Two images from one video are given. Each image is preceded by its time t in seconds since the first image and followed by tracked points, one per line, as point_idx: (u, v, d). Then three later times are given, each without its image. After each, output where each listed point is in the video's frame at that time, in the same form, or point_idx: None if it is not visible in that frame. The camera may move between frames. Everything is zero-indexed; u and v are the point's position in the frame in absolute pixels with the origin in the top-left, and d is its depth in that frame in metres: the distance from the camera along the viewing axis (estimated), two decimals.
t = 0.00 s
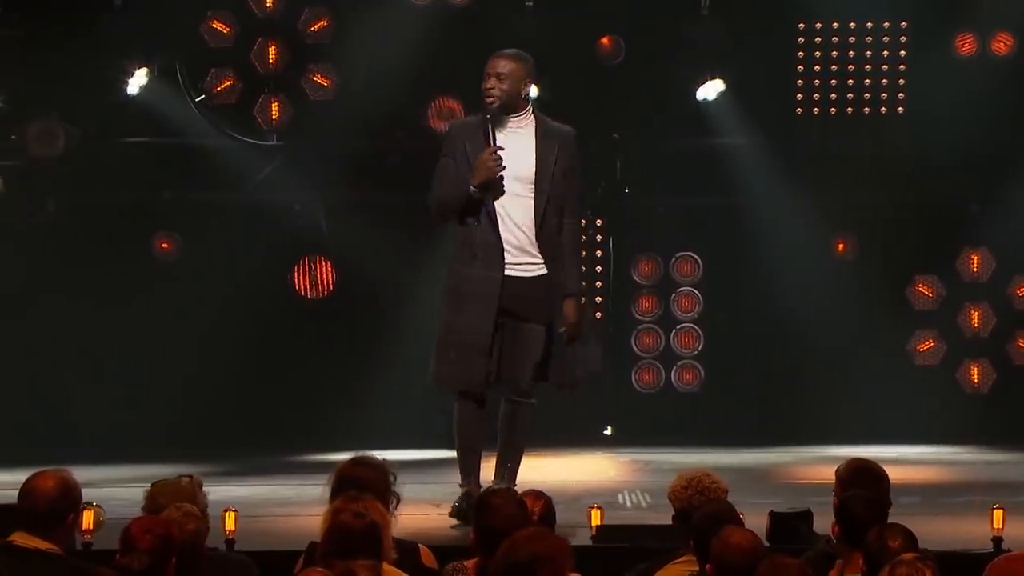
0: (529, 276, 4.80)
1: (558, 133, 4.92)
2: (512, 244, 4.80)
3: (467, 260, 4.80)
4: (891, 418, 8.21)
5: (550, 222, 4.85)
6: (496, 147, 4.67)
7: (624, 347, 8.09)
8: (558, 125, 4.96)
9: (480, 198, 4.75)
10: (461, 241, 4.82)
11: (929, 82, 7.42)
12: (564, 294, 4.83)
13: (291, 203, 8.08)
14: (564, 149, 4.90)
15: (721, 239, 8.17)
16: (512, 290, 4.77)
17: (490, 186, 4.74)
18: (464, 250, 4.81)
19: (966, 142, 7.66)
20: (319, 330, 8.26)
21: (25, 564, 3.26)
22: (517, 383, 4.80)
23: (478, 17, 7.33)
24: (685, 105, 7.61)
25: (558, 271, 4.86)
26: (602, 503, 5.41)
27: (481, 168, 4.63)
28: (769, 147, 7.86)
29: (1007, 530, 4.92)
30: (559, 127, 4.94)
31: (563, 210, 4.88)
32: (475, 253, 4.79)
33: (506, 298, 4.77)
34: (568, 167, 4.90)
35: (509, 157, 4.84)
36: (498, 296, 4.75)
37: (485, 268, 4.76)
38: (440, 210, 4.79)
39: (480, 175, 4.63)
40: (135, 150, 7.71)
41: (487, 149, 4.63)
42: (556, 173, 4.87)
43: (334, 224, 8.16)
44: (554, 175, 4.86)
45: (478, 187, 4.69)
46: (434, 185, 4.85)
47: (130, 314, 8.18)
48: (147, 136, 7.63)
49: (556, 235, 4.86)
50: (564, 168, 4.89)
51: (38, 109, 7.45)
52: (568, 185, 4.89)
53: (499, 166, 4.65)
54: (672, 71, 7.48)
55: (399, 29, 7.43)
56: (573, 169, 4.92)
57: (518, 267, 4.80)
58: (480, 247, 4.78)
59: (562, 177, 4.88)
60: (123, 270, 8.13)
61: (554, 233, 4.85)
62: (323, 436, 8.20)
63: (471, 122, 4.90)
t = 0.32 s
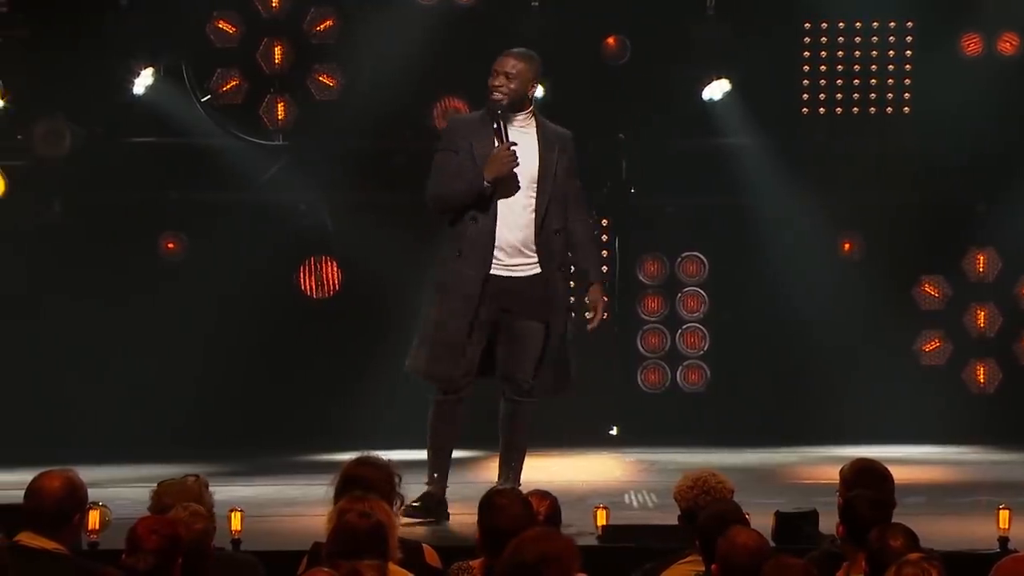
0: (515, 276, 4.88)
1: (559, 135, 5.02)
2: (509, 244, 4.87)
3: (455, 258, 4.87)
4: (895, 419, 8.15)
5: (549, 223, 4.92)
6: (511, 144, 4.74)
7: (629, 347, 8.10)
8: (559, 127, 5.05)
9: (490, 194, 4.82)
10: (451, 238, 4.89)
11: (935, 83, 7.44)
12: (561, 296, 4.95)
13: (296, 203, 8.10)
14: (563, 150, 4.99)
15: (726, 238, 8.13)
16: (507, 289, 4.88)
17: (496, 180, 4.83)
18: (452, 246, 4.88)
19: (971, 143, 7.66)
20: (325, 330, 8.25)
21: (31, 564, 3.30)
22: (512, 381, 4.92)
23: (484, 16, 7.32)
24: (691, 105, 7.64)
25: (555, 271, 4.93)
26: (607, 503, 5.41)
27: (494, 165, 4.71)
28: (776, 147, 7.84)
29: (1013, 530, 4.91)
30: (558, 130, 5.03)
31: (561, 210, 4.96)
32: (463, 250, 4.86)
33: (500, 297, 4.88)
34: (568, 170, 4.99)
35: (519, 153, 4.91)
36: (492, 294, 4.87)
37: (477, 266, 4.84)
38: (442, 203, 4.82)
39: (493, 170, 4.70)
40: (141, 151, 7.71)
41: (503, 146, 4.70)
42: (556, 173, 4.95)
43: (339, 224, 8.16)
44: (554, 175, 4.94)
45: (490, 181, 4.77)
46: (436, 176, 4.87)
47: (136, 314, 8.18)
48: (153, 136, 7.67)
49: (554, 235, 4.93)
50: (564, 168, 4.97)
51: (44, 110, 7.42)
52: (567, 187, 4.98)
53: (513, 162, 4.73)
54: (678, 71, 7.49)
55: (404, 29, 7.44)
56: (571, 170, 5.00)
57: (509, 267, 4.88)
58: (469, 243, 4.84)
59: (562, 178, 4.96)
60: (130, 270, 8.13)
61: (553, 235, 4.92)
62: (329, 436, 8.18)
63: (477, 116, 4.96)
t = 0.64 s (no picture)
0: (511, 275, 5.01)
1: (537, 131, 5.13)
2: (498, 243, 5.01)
3: (458, 262, 4.99)
4: (903, 419, 8.12)
5: (536, 218, 5.03)
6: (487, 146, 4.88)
7: (638, 348, 8.08)
8: (538, 124, 5.17)
9: (473, 196, 4.94)
10: (449, 241, 5.02)
11: (943, 83, 7.52)
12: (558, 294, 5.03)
13: (303, 203, 8.07)
14: (542, 148, 5.11)
15: (735, 238, 8.10)
16: (504, 293, 5.00)
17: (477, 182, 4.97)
18: (453, 250, 5.00)
19: (976, 143, 7.71)
20: (332, 330, 8.23)
21: (39, 564, 3.31)
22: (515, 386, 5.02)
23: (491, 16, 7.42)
24: (697, 105, 7.66)
25: (547, 267, 5.03)
26: (615, 503, 5.40)
27: (473, 167, 4.84)
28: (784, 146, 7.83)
29: (1021, 530, 4.91)
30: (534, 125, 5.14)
31: (546, 206, 5.06)
32: (463, 254, 4.99)
33: (497, 300, 4.99)
34: (551, 164, 5.12)
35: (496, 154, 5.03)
36: (491, 298, 4.97)
37: (479, 267, 4.98)
38: (430, 209, 4.98)
39: (472, 172, 4.83)
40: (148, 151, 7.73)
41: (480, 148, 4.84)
42: (537, 170, 5.07)
43: (346, 225, 8.13)
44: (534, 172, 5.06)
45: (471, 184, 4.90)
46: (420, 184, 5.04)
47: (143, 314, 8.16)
48: (159, 136, 7.71)
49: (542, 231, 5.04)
50: (546, 164, 5.10)
51: (52, 110, 7.40)
52: (550, 182, 5.10)
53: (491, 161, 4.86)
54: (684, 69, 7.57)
55: (411, 30, 7.55)
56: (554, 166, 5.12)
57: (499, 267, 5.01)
58: (467, 246, 4.98)
59: (544, 174, 5.08)
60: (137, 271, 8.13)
61: (541, 229, 5.03)
62: (337, 436, 8.18)
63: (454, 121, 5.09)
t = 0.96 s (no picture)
0: (470, 276, 5.03)
1: (505, 127, 5.12)
2: (462, 245, 5.02)
3: (420, 265, 5.03)
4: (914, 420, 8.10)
5: (494, 218, 5.03)
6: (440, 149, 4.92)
7: (646, 347, 8.07)
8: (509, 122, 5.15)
9: (429, 200, 4.98)
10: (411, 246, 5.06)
11: (952, 83, 7.56)
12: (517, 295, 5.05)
13: (312, 203, 8.08)
14: (509, 144, 5.10)
15: (745, 238, 8.07)
16: (470, 294, 5.03)
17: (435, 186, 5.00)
18: (414, 254, 5.04)
19: (983, 142, 7.73)
20: (343, 331, 8.17)
21: (48, 563, 3.31)
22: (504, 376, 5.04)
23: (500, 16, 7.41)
24: (707, 104, 7.75)
25: (505, 266, 5.03)
26: (625, 503, 5.40)
27: (427, 171, 4.91)
28: (793, 146, 7.86)
29: None
30: (503, 122, 5.13)
31: (509, 205, 5.06)
32: (423, 257, 5.02)
33: (467, 303, 5.03)
34: (520, 160, 5.10)
35: (451, 155, 5.06)
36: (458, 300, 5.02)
37: (436, 270, 5.00)
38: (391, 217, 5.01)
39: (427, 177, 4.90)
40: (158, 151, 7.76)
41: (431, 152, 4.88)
42: (501, 167, 5.07)
43: (356, 225, 8.08)
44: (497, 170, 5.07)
45: (427, 189, 4.94)
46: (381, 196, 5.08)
47: (151, 314, 8.11)
48: (168, 136, 7.74)
49: (502, 231, 5.03)
50: (514, 160, 5.09)
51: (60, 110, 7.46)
52: (517, 178, 5.08)
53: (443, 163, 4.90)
54: (691, 69, 7.65)
55: (421, 29, 7.56)
56: (523, 162, 5.10)
57: (462, 268, 5.03)
58: (427, 250, 5.01)
59: (509, 172, 5.07)
60: (144, 271, 8.07)
61: (499, 228, 5.03)
62: (345, 437, 8.13)
63: (418, 128, 5.11)
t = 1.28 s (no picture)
0: (436, 276, 4.99)
1: (479, 124, 5.06)
2: (429, 244, 5.00)
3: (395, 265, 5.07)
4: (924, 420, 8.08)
5: (454, 214, 4.98)
6: (414, 147, 4.87)
7: (655, 347, 8.05)
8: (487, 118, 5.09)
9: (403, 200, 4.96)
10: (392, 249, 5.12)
11: (962, 83, 7.55)
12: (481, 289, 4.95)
13: (321, 204, 8.09)
14: (480, 141, 5.04)
15: (755, 238, 8.05)
16: (440, 292, 4.99)
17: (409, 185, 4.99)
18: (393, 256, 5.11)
19: (992, 143, 7.73)
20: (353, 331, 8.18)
21: (59, 562, 3.32)
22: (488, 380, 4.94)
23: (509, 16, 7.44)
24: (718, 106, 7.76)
25: (465, 262, 4.96)
26: (634, 503, 5.40)
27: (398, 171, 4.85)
28: (802, 147, 7.89)
29: None
30: (479, 119, 5.06)
31: (477, 200, 5.01)
32: (400, 259, 5.06)
33: (441, 301, 4.99)
34: (490, 158, 5.03)
35: (427, 154, 5.03)
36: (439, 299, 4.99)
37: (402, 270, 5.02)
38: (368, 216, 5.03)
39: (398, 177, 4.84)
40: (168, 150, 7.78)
41: (402, 151, 4.83)
42: (469, 164, 5.01)
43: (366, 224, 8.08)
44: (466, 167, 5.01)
45: (400, 189, 4.92)
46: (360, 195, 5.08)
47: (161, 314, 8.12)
48: (178, 136, 7.80)
49: (463, 226, 4.98)
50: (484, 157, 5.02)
51: (71, 111, 7.48)
52: (485, 175, 5.02)
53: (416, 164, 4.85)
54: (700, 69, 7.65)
55: (431, 29, 7.53)
56: (494, 158, 5.02)
57: (431, 265, 5.00)
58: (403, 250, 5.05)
59: (477, 169, 5.01)
60: (154, 272, 8.07)
61: (460, 223, 4.98)
62: (354, 436, 8.13)
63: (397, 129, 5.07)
